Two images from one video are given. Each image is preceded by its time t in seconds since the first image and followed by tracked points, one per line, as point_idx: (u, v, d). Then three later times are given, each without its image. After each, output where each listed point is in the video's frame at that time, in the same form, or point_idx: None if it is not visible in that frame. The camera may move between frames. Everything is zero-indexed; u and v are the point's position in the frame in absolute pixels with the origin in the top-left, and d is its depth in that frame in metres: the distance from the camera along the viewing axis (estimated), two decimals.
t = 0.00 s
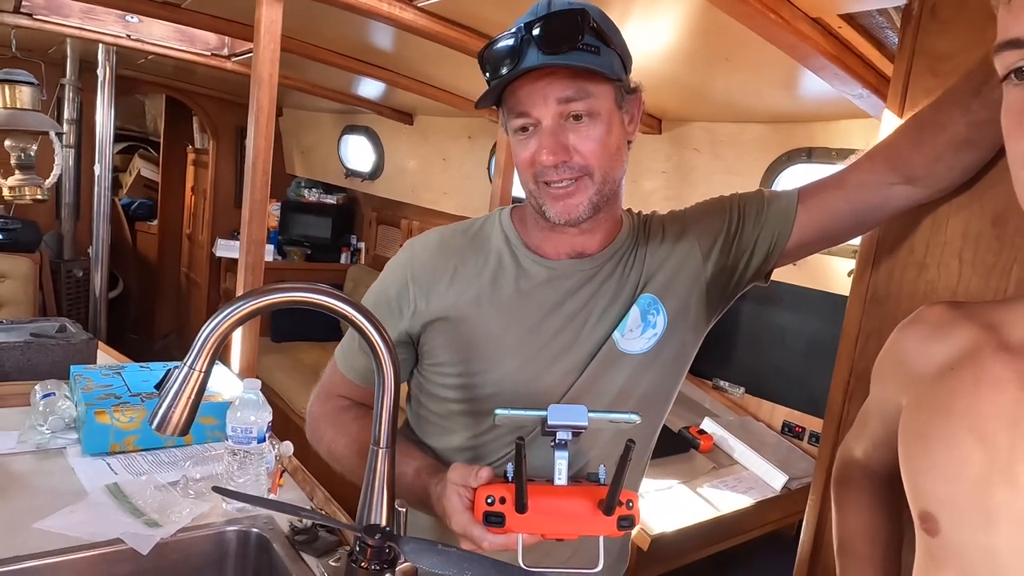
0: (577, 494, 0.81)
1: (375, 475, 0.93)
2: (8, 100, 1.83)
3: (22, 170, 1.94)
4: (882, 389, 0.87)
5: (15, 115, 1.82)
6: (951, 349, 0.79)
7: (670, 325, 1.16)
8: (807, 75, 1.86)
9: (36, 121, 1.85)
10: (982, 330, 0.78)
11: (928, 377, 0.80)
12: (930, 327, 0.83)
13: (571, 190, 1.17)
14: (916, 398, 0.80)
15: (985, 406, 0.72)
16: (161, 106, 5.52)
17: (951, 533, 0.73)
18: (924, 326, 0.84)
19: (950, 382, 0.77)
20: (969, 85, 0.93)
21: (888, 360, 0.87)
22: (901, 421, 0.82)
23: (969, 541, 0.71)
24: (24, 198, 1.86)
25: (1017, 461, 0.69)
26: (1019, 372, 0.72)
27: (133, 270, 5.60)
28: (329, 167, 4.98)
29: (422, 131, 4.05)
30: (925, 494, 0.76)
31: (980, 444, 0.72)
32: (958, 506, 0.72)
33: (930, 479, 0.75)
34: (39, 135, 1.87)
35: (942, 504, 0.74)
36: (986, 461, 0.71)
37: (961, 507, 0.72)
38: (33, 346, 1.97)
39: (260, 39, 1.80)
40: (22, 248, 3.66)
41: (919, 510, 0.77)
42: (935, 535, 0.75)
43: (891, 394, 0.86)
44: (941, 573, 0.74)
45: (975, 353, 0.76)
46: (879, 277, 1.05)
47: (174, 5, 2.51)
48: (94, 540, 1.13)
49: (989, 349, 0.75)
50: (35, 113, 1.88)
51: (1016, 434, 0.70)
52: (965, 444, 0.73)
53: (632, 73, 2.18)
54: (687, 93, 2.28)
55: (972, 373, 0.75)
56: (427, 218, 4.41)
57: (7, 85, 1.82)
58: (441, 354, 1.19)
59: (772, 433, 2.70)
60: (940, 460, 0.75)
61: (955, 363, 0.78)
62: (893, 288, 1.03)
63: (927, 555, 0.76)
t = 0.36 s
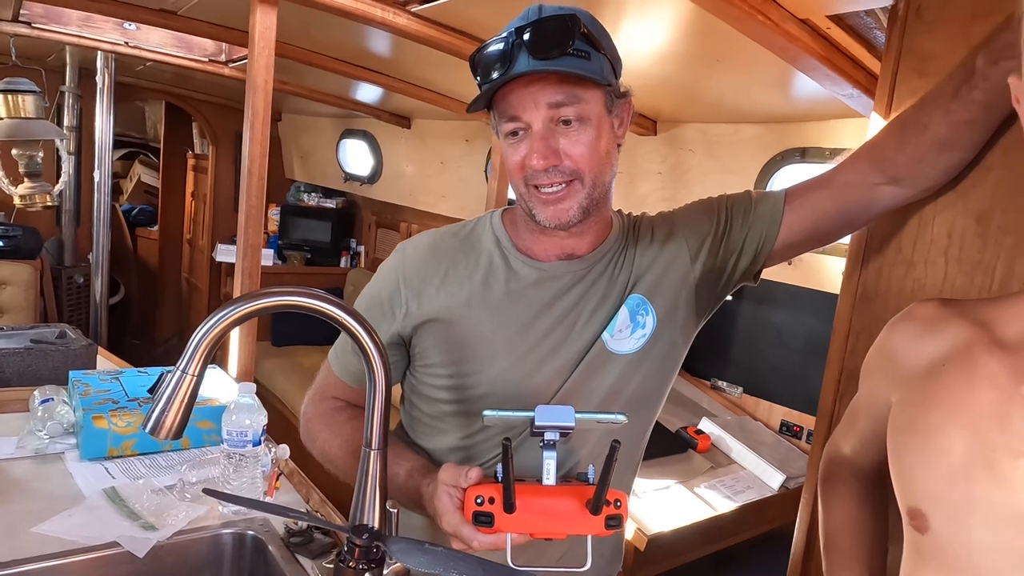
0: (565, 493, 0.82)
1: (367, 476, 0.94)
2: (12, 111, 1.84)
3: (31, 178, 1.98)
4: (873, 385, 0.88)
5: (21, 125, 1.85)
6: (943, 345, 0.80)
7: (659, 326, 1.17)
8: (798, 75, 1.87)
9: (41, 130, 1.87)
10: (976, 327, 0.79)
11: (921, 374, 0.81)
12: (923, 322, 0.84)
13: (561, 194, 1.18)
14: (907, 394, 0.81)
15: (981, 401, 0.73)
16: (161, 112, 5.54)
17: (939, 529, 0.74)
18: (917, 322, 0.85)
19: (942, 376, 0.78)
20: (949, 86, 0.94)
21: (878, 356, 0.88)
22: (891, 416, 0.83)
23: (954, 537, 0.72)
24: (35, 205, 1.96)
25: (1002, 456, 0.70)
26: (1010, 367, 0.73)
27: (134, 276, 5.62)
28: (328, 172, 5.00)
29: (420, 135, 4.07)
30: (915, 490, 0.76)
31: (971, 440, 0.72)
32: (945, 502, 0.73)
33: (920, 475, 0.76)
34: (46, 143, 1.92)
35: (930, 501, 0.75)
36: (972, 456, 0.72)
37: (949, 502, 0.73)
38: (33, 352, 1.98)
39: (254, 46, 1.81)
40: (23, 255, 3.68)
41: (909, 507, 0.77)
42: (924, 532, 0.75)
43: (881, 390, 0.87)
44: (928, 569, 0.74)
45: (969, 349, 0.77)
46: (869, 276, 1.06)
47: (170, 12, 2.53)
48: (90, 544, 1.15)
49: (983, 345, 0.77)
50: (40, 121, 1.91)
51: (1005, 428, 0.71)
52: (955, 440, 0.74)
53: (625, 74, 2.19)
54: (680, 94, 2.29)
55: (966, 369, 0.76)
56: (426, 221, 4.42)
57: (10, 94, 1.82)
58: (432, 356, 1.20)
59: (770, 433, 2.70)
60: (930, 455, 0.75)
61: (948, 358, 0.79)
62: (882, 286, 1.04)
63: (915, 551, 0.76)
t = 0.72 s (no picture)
0: (549, 493, 0.83)
1: (357, 479, 0.94)
2: (8, 119, 1.87)
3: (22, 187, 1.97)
4: (865, 381, 0.87)
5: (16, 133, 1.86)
6: (938, 337, 0.80)
7: (647, 325, 1.17)
8: (790, 74, 1.87)
9: (35, 139, 1.89)
10: (972, 320, 0.78)
11: (914, 368, 0.81)
12: (919, 315, 0.83)
13: (546, 195, 1.18)
14: (899, 387, 0.81)
15: (975, 393, 0.74)
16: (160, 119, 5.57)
17: (930, 523, 0.74)
18: (911, 315, 0.84)
19: (936, 370, 0.78)
20: (930, 83, 0.94)
21: (870, 350, 0.88)
22: (883, 410, 0.82)
23: (944, 529, 0.73)
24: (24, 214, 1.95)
25: (993, 445, 0.71)
26: (1006, 359, 0.73)
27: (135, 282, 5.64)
28: (327, 176, 5.01)
29: (418, 138, 4.08)
30: (904, 482, 0.76)
31: (963, 431, 0.73)
32: (935, 493, 0.74)
33: (910, 468, 0.76)
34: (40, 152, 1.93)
35: (922, 494, 0.75)
36: (966, 447, 0.72)
37: (939, 494, 0.73)
38: (31, 359, 1.99)
39: (247, 52, 1.82)
40: (24, 263, 3.69)
41: (899, 500, 0.77)
42: (914, 525, 0.76)
43: (873, 386, 0.86)
44: (921, 563, 0.74)
45: (964, 342, 0.77)
46: (859, 272, 1.05)
47: (165, 20, 2.54)
48: (85, 548, 1.15)
49: (979, 338, 0.76)
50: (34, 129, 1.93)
51: (996, 418, 0.72)
52: (947, 431, 0.74)
53: (619, 74, 2.19)
54: (673, 95, 2.30)
55: (963, 360, 0.76)
56: (424, 224, 4.43)
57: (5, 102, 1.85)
58: (421, 357, 1.21)
59: (769, 431, 2.70)
60: (921, 447, 0.75)
61: (943, 350, 0.79)
62: (873, 282, 1.04)
63: (905, 544, 0.77)
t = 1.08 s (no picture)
0: (540, 488, 0.83)
1: (353, 474, 0.93)
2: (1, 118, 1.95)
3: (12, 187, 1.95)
4: (863, 374, 0.86)
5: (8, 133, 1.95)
6: (934, 327, 0.79)
7: (642, 320, 1.16)
8: (789, 66, 1.86)
9: (27, 139, 1.96)
10: (970, 309, 0.78)
11: (909, 358, 0.80)
12: (915, 305, 0.82)
13: (540, 188, 1.17)
14: (898, 378, 0.80)
15: (970, 382, 0.73)
16: (161, 119, 5.57)
17: (926, 513, 0.73)
18: (909, 306, 0.83)
19: (934, 360, 0.77)
20: (923, 76, 0.93)
21: (869, 342, 0.86)
22: (881, 399, 0.81)
23: (942, 520, 0.72)
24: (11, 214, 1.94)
25: (992, 434, 0.70)
26: (1003, 349, 0.73)
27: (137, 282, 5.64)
28: (327, 174, 5.01)
29: (417, 136, 4.07)
30: (903, 472, 0.76)
31: (961, 420, 0.72)
32: (932, 483, 0.73)
33: (908, 458, 0.75)
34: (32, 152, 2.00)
35: (919, 484, 0.74)
36: (964, 435, 0.72)
37: (936, 484, 0.72)
38: (31, 359, 1.99)
39: (242, 49, 1.81)
40: (25, 264, 3.68)
41: (896, 490, 0.77)
42: (910, 515, 0.75)
43: (872, 377, 0.85)
44: (919, 554, 0.73)
45: (960, 331, 0.76)
46: (859, 263, 1.04)
47: (162, 18, 2.53)
48: (82, 547, 1.15)
49: (976, 327, 0.76)
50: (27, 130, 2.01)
51: (996, 406, 0.71)
52: (948, 420, 0.73)
53: (617, 68, 2.18)
54: (672, 89, 2.28)
55: (958, 352, 0.75)
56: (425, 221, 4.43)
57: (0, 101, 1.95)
58: (415, 353, 1.20)
59: (772, 426, 2.69)
60: (919, 436, 0.75)
61: (938, 340, 0.78)
62: (873, 274, 1.02)
63: (903, 535, 0.76)
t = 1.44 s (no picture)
0: (547, 481, 0.84)
1: (361, 465, 0.93)
2: (8, 111, 2.07)
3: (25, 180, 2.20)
4: (873, 363, 0.84)
5: (20, 126, 2.08)
6: (935, 318, 0.75)
7: (650, 309, 1.16)
8: (797, 56, 1.85)
9: (36, 131, 2.09)
10: (968, 299, 0.74)
11: (911, 347, 0.77)
12: (921, 295, 0.79)
13: (556, 161, 1.16)
14: (901, 368, 0.76)
15: (968, 374, 0.69)
16: (166, 112, 5.58)
17: (927, 502, 0.70)
18: (912, 298, 0.80)
19: (932, 351, 0.73)
20: (938, 62, 0.93)
21: (878, 331, 0.84)
22: (886, 390, 0.78)
23: (946, 510, 0.69)
24: (25, 206, 2.17)
25: (994, 422, 0.67)
26: (996, 340, 0.69)
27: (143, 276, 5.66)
28: (332, 167, 5.01)
29: (421, 128, 4.06)
30: (906, 461, 0.72)
31: (958, 411, 0.69)
32: (934, 472, 0.70)
33: (911, 447, 0.72)
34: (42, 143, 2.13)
35: (920, 474, 0.71)
36: (962, 425, 0.68)
37: (938, 473, 0.69)
38: (39, 351, 2.00)
39: (247, 41, 1.81)
40: (31, 257, 3.69)
41: (898, 479, 0.73)
42: (913, 505, 0.72)
43: (881, 368, 0.82)
44: (919, 545, 0.71)
45: (959, 320, 0.73)
46: (867, 255, 1.04)
47: (167, 10, 2.53)
48: (91, 537, 1.16)
49: (974, 317, 0.72)
50: (35, 122, 2.14)
51: (994, 397, 0.67)
52: (948, 410, 0.69)
53: (622, 59, 2.18)
54: (677, 80, 2.28)
55: (954, 341, 0.72)
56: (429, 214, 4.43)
57: (7, 95, 2.05)
58: (420, 343, 1.20)
59: (777, 418, 2.69)
60: (921, 424, 0.71)
61: (938, 331, 0.74)
62: (882, 265, 1.02)
63: (907, 526, 0.73)
